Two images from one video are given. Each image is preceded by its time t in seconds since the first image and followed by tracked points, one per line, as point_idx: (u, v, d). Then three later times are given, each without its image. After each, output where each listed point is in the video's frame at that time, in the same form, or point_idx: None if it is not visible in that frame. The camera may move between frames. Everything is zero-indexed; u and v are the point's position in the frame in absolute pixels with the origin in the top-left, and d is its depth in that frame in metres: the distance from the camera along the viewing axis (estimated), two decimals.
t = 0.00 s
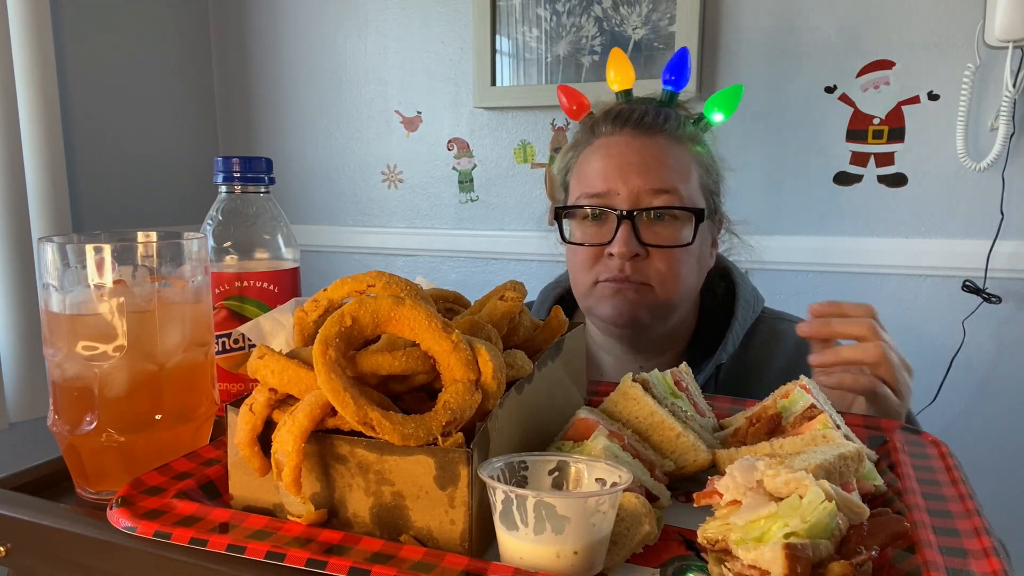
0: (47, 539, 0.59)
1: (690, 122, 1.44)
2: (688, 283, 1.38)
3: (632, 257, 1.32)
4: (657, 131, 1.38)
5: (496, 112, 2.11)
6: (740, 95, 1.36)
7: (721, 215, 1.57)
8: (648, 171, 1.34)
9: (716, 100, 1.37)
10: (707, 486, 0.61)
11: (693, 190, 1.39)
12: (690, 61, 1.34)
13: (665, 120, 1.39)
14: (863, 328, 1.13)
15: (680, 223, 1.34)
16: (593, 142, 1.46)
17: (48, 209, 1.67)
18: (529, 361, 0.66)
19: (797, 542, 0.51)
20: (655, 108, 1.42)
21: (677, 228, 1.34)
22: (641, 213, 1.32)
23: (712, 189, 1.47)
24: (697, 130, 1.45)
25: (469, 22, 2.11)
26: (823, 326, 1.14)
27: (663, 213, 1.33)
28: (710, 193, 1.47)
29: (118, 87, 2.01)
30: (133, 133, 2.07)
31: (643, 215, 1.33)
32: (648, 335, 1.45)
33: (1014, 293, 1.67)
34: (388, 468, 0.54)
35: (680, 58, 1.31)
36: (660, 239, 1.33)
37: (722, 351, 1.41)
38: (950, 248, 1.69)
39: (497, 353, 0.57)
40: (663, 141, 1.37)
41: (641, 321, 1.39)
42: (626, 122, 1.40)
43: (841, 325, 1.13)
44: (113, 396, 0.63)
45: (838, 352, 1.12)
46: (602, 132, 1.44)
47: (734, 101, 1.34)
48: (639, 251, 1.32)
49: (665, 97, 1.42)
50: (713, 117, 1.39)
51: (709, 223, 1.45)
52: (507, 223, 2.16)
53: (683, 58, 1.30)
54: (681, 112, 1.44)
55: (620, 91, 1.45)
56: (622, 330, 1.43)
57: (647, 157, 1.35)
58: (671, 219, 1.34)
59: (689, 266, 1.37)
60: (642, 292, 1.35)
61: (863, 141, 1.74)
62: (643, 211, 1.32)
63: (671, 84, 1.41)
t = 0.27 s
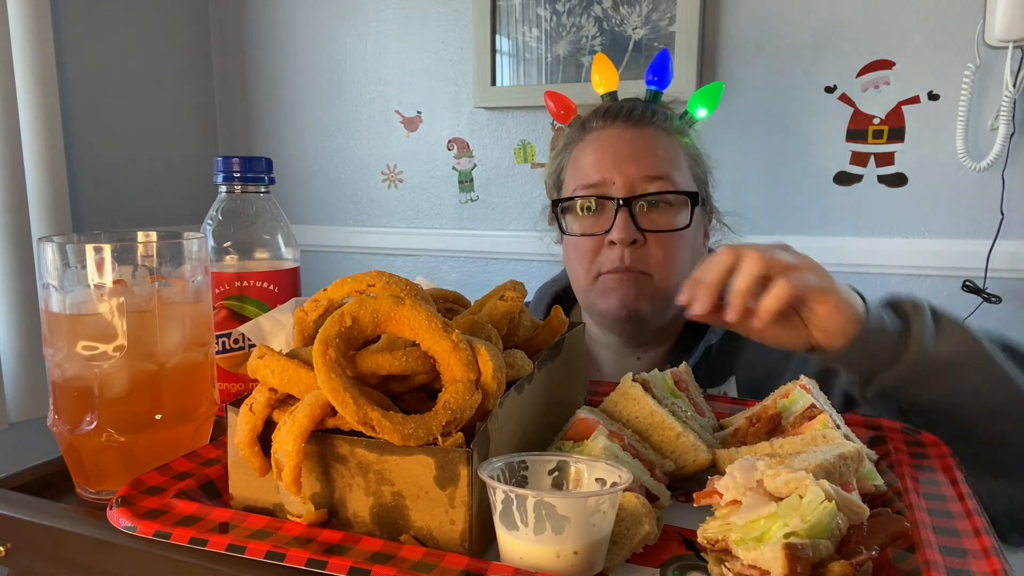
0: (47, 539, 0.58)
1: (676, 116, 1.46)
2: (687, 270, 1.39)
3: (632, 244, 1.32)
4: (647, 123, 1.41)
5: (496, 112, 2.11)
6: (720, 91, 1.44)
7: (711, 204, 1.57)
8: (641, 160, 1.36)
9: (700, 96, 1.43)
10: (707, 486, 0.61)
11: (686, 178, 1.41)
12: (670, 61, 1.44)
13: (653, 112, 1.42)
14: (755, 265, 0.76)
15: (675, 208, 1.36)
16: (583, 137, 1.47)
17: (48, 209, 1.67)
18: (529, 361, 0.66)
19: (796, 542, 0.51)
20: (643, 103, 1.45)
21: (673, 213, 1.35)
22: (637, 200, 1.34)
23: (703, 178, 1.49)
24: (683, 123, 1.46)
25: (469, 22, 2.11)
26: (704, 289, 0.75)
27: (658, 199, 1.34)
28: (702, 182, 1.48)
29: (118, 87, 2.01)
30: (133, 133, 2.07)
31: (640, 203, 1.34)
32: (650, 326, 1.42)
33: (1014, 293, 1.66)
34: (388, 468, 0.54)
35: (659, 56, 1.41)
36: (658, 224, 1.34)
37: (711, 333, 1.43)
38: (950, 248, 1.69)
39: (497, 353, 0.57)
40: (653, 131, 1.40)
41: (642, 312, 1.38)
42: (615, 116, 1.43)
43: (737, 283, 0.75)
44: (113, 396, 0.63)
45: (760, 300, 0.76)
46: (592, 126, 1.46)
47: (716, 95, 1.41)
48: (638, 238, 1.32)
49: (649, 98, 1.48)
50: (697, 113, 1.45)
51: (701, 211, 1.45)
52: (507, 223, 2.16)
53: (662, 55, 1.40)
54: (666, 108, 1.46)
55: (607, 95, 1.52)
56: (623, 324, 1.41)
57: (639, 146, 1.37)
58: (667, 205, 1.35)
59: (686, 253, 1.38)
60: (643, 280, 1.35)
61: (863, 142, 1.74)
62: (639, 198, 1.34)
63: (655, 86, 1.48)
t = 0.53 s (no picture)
0: (47, 539, 0.58)
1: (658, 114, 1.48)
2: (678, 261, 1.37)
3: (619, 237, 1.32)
4: (629, 120, 1.42)
5: (496, 112, 2.11)
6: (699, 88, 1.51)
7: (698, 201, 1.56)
8: (625, 154, 1.37)
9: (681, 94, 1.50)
10: (707, 485, 0.61)
11: (671, 171, 1.41)
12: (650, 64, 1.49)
13: (634, 110, 1.44)
14: (608, 239, 0.70)
15: (662, 200, 1.35)
16: (568, 137, 1.49)
17: (48, 209, 1.67)
18: (529, 361, 0.66)
19: (796, 542, 0.51)
20: (625, 103, 1.47)
21: (659, 204, 1.35)
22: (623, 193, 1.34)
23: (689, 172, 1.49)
24: (665, 120, 1.48)
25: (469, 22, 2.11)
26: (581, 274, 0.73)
27: (642, 190, 1.34)
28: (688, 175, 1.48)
29: (117, 86, 2.01)
30: (133, 132, 2.07)
31: (625, 196, 1.34)
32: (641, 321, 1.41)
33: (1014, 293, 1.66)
34: (388, 468, 0.54)
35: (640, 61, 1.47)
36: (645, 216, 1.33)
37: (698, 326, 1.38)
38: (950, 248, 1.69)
39: (496, 353, 0.58)
40: (635, 128, 1.41)
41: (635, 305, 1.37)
42: (597, 115, 1.45)
43: (597, 260, 0.70)
44: (113, 395, 0.63)
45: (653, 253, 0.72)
46: (576, 127, 1.48)
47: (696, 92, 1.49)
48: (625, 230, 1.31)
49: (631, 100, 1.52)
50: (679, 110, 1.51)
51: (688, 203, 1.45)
52: (507, 223, 2.16)
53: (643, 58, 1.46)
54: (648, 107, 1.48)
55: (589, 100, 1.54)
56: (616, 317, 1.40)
57: (622, 141, 1.39)
58: (653, 197, 1.35)
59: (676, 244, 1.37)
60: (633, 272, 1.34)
61: (863, 142, 1.74)
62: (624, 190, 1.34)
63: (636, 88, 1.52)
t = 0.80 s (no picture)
0: (47, 539, 0.58)
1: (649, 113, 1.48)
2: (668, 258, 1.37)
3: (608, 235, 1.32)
4: (618, 119, 1.42)
5: (496, 112, 2.11)
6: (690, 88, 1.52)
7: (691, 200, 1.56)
8: (614, 153, 1.37)
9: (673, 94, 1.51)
10: (707, 485, 0.61)
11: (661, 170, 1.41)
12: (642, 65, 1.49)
13: (624, 109, 1.44)
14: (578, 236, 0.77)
15: (650, 198, 1.35)
16: (559, 137, 1.50)
17: (48, 209, 1.67)
18: (529, 361, 0.66)
19: (796, 542, 0.51)
20: (615, 103, 1.47)
21: (648, 202, 1.35)
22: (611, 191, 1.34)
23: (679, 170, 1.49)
24: (655, 119, 1.48)
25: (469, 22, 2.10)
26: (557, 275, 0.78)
27: (630, 187, 1.34)
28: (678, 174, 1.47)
29: (117, 86, 2.01)
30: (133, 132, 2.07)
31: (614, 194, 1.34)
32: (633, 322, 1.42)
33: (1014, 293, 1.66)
34: (388, 468, 0.54)
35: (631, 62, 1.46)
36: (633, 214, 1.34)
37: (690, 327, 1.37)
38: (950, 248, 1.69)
39: (496, 353, 0.58)
40: (624, 127, 1.41)
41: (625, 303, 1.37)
42: (586, 115, 1.45)
43: (569, 258, 0.77)
44: (113, 395, 0.63)
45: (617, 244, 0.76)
46: (566, 127, 1.48)
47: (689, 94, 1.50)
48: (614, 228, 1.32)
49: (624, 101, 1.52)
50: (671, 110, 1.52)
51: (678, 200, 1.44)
52: (507, 223, 2.16)
53: (634, 59, 1.46)
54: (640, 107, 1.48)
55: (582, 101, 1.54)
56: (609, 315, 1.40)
57: (611, 141, 1.39)
58: (642, 195, 1.35)
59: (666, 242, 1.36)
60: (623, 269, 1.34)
61: (863, 141, 1.74)
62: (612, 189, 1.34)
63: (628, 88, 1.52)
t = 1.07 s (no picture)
0: (47, 538, 0.58)
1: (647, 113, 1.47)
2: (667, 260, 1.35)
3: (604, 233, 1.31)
4: (617, 120, 1.42)
5: (496, 112, 2.11)
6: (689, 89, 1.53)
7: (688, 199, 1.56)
8: (612, 152, 1.37)
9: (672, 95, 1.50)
10: (707, 485, 0.61)
11: (660, 170, 1.41)
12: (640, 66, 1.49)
13: (622, 110, 1.44)
14: (585, 221, 0.75)
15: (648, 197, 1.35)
16: (558, 137, 1.50)
17: (47, 209, 1.67)
18: (528, 361, 0.66)
19: (796, 542, 0.51)
20: (615, 103, 1.47)
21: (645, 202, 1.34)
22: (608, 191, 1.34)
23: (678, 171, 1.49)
24: (654, 120, 1.47)
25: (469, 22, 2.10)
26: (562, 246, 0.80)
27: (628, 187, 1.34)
28: (677, 174, 1.47)
29: (117, 86, 2.01)
30: (132, 131, 2.07)
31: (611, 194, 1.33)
32: (633, 320, 1.41)
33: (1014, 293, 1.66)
34: (388, 468, 0.54)
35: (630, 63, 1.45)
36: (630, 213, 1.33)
37: (689, 328, 1.37)
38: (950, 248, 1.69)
39: (496, 353, 0.58)
40: (622, 127, 1.41)
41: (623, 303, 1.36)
42: (585, 115, 1.45)
43: (574, 243, 0.77)
44: (113, 395, 0.63)
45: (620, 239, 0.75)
46: (564, 127, 1.48)
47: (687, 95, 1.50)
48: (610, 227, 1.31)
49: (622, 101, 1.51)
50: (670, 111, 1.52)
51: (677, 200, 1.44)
52: (507, 223, 2.16)
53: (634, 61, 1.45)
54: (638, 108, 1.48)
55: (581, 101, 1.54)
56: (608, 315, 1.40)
57: (609, 141, 1.39)
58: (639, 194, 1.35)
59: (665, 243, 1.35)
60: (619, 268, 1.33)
61: (863, 141, 1.74)
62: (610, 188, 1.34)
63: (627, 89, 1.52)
